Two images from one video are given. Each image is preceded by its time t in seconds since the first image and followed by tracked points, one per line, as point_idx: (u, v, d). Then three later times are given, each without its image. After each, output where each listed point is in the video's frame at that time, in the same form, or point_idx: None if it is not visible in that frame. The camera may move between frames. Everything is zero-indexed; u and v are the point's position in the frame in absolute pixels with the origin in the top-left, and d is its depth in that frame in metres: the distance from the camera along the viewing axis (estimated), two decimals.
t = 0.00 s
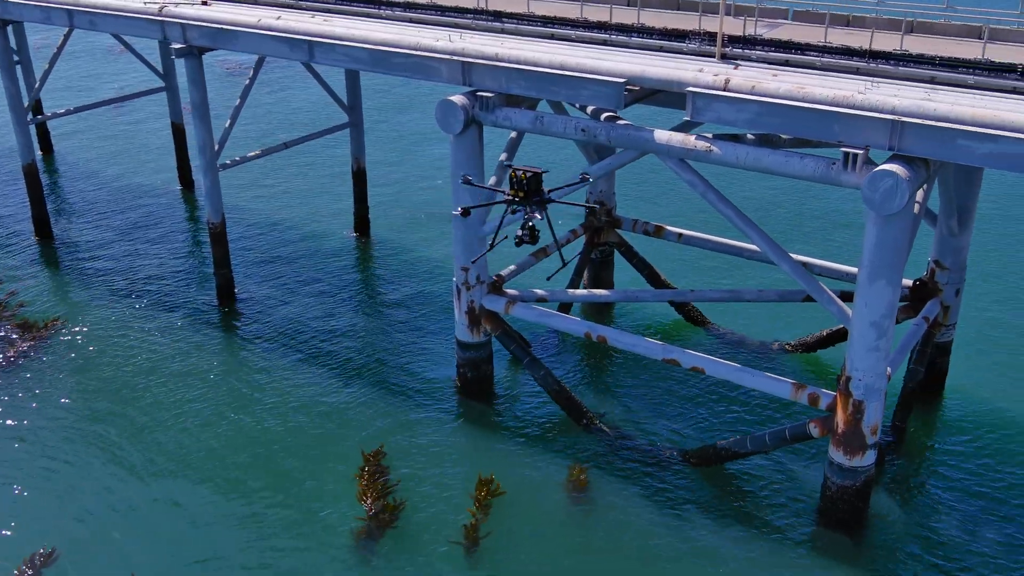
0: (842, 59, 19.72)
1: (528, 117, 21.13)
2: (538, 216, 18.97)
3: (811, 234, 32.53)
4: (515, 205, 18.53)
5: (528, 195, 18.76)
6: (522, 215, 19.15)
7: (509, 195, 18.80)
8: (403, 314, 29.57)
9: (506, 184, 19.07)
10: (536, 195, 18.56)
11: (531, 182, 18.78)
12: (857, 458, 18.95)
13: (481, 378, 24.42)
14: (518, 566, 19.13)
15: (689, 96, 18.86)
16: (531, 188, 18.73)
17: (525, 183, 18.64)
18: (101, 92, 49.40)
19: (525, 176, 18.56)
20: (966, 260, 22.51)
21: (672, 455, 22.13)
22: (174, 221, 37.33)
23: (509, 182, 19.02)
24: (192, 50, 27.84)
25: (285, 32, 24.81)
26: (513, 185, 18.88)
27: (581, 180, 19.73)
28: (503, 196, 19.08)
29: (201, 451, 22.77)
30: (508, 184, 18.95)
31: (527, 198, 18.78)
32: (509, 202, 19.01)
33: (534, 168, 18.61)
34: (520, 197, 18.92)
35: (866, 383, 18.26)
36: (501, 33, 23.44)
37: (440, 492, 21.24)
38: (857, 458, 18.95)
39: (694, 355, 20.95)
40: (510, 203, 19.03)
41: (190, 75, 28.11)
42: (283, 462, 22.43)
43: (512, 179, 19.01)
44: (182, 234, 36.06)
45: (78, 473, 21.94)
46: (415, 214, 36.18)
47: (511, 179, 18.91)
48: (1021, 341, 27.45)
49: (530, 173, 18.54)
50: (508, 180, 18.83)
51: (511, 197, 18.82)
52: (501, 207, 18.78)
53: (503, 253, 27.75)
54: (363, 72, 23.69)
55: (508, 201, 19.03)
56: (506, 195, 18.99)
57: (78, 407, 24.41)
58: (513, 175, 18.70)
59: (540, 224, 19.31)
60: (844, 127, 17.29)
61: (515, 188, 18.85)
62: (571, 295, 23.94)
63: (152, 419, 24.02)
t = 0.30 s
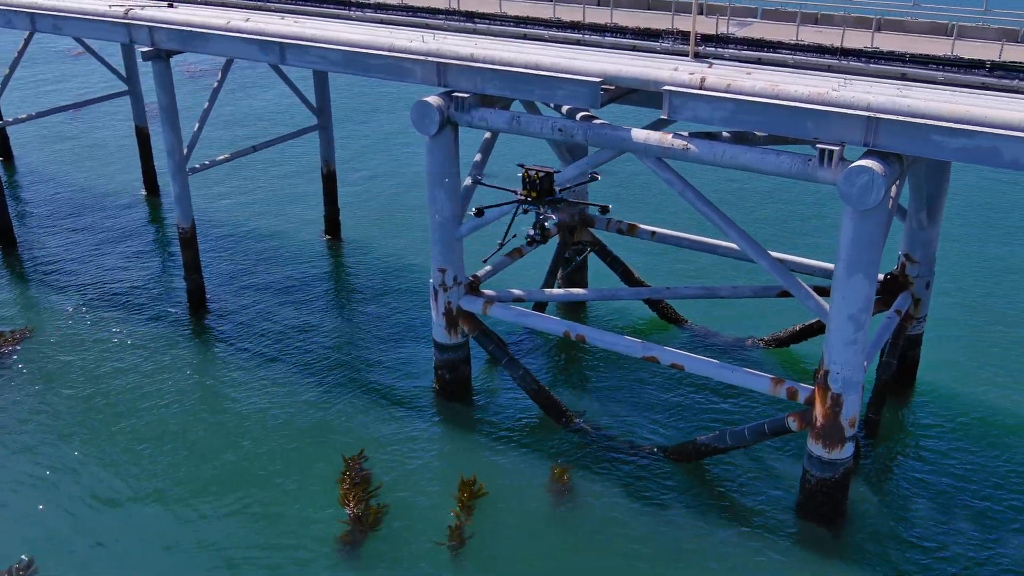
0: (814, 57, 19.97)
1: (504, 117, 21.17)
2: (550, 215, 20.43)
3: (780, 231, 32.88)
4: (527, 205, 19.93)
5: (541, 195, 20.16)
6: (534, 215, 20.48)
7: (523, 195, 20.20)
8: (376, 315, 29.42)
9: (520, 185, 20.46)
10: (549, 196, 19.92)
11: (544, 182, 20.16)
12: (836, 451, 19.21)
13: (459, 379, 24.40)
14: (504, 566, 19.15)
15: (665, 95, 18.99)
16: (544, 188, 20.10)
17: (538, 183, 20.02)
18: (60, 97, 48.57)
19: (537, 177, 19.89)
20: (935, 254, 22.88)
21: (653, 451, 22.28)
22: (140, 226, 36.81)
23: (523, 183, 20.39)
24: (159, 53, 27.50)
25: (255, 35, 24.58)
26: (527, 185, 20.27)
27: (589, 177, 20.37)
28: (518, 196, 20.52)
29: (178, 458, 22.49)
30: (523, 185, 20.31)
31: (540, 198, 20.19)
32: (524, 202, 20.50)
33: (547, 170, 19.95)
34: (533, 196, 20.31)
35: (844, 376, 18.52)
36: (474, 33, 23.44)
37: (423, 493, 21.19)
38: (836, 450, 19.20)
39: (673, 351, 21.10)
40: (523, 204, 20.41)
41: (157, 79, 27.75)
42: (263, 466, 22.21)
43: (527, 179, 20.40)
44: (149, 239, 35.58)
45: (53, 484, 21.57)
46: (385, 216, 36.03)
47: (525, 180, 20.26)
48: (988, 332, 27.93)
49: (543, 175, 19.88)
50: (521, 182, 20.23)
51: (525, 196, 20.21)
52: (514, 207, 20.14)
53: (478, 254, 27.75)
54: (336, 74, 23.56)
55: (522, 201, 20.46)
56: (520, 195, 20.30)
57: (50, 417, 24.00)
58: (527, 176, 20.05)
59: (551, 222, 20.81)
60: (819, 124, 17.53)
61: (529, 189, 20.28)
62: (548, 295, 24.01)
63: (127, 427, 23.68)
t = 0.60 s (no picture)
0: (785, 56, 20.19)
1: (479, 118, 21.16)
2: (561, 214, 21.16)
3: (748, 229, 33.19)
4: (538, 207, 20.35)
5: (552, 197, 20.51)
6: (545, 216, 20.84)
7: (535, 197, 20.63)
8: (349, 320, 29.20)
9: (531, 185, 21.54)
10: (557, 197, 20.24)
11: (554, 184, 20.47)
12: (813, 445, 19.44)
13: (436, 382, 24.33)
14: (488, 568, 19.13)
15: (640, 95, 19.09)
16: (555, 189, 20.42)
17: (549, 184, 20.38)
18: (15, 103, 47.61)
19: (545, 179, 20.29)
20: (904, 249, 23.25)
21: (631, 450, 22.38)
22: (103, 233, 36.21)
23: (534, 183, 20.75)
24: (124, 57, 27.07)
25: (224, 38, 24.30)
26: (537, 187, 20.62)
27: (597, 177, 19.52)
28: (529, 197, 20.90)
29: (153, 467, 22.17)
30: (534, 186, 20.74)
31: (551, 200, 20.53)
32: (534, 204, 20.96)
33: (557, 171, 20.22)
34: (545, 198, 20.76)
35: (820, 371, 18.75)
36: (445, 35, 23.39)
37: (404, 497, 21.09)
38: (813, 444, 19.43)
39: (651, 350, 21.19)
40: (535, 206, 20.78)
41: (122, 83, 27.31)
42: (240, 474, 21.96)
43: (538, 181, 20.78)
44: (113, 246, 35.01)
45: (26, 497, 21.13)
46: (354, 219, 35.83)
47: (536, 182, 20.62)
48: (955, 323, 28.39)
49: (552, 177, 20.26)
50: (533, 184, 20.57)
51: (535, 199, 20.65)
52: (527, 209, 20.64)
53: (451, 256, 27.68)
54: (307, 77, 23.37)
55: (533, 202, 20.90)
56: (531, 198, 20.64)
57: (19, 429, 23.52)
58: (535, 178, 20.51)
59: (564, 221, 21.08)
60: (794, 123, 17.75)
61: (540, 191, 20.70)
62: (523, 295, 24.03)
63: (99, 437, 23.29)
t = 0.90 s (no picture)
0: (755, 56, 20.39)
1: (453, 121, 21.13)
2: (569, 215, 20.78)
3: (716, 229, 33.44)
4: (548, 208, 20.36)
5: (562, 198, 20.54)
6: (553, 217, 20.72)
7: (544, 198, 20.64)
8: (320, 325, 28.98)
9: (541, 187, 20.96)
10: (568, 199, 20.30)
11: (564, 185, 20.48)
12: (791, 440, 19.65)
13: (413, 386, 24.25)
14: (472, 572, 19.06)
15: (615, 96, 19.18)
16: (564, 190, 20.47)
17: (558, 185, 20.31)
18: None
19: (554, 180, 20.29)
20: (873, 245, 23.56)
21: (610, 450, 22.45)
22: (64, 242, 35.59)
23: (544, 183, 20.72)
24: (88, 63, 26.64)
25: (192, 43, 24.00)
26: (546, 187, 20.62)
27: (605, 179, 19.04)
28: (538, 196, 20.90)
29: (126, 479, 21.82)
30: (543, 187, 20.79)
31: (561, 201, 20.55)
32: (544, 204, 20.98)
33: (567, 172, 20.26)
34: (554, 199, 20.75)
35: (797, 367, 18.97)
36: (416, 39, 23.33)
37: (385, 503, 20.95)
38: (791, 440, 19.63)
39: (628, 350, 21.27)
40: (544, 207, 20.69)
41: (86, 89, 26.89)
42: (216, 482, 21.69)
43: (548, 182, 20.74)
44: (75, 255, 34.41)
45: None
46: (321, 224, 35.55)
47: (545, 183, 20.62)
48: (922, 315, 28.81)
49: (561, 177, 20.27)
50: (542, 185, 20.48)
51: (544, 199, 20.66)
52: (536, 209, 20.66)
53: (423, 260, 27.57)
54: (278, 81, 23.17)
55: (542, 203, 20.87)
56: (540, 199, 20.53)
57: None
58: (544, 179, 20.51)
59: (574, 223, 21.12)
60: (768, 122, 17.94)
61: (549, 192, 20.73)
62: (499, 297, 24.05)
63: (70, 449, 22.88)
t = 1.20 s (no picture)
0: (727, 57, 20.57)
1: (429, 125, 21.08)
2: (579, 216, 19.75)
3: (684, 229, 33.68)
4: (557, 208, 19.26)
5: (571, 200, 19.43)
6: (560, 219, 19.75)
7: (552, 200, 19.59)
8: (292, 332, 28.71)
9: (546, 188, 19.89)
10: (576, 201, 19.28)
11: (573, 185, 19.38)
12: (770, 437, 19.85)
13: (390, 392, 24.14)
14: None
15: (591, 98, 19.23)
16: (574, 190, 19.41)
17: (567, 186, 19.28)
18: None
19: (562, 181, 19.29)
20: (844, 243, 23.89)
21: (590, 450, 22.50)
22: (26, 252, 34.90)
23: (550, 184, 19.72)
24: (52, 69, 26.16)
25: (159, 48, 23.67)
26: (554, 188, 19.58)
27: (610, 181, 18.52)
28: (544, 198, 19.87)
29: (101, 493, 21.44)
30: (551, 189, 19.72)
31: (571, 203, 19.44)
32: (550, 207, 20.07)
33: (575, 173, 19.31)
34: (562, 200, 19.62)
35: (775, 364, 19.15)
36: (387, 42, 23.23)
37: (367, 510, 20.81)
38: (770, 437, 19.83)
39: (607, 350, 21.34)
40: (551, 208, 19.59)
41: (50, 96, 26.41)
42: (194, 492, 21.40)
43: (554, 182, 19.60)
44: (38, 265, 33.77)
45: None
46: (289, 231, 35.24)
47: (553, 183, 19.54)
48: (891, 309, 29.19)
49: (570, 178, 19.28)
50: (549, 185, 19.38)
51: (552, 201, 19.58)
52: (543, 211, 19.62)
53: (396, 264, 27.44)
54: (248, 87, 22.94)
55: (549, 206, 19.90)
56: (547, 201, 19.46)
57: None
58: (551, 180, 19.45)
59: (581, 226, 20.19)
60: (743, 122, 18.11)
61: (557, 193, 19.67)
62: (475, 301, 24.00)
63: (41, 463, 22.44)
